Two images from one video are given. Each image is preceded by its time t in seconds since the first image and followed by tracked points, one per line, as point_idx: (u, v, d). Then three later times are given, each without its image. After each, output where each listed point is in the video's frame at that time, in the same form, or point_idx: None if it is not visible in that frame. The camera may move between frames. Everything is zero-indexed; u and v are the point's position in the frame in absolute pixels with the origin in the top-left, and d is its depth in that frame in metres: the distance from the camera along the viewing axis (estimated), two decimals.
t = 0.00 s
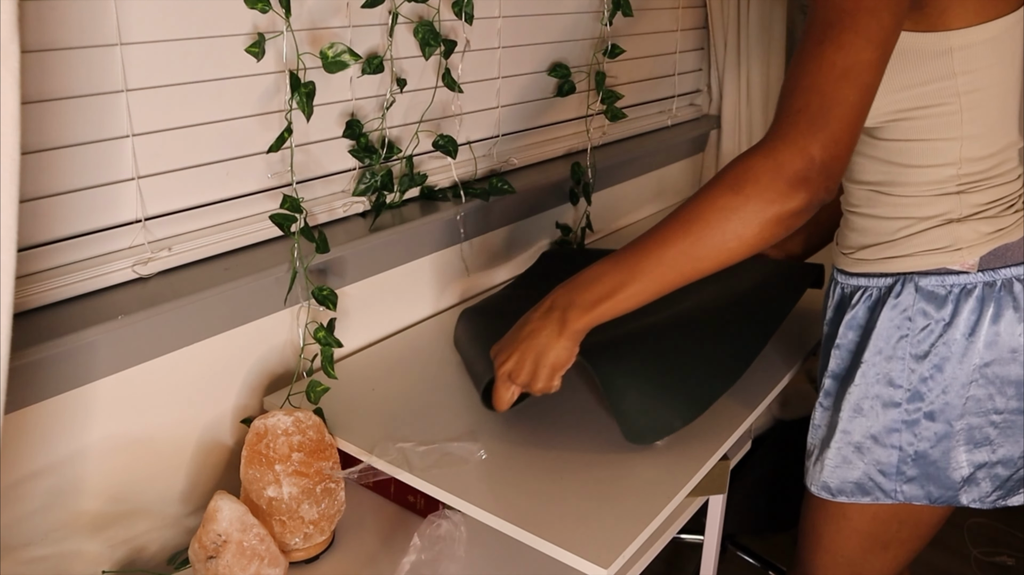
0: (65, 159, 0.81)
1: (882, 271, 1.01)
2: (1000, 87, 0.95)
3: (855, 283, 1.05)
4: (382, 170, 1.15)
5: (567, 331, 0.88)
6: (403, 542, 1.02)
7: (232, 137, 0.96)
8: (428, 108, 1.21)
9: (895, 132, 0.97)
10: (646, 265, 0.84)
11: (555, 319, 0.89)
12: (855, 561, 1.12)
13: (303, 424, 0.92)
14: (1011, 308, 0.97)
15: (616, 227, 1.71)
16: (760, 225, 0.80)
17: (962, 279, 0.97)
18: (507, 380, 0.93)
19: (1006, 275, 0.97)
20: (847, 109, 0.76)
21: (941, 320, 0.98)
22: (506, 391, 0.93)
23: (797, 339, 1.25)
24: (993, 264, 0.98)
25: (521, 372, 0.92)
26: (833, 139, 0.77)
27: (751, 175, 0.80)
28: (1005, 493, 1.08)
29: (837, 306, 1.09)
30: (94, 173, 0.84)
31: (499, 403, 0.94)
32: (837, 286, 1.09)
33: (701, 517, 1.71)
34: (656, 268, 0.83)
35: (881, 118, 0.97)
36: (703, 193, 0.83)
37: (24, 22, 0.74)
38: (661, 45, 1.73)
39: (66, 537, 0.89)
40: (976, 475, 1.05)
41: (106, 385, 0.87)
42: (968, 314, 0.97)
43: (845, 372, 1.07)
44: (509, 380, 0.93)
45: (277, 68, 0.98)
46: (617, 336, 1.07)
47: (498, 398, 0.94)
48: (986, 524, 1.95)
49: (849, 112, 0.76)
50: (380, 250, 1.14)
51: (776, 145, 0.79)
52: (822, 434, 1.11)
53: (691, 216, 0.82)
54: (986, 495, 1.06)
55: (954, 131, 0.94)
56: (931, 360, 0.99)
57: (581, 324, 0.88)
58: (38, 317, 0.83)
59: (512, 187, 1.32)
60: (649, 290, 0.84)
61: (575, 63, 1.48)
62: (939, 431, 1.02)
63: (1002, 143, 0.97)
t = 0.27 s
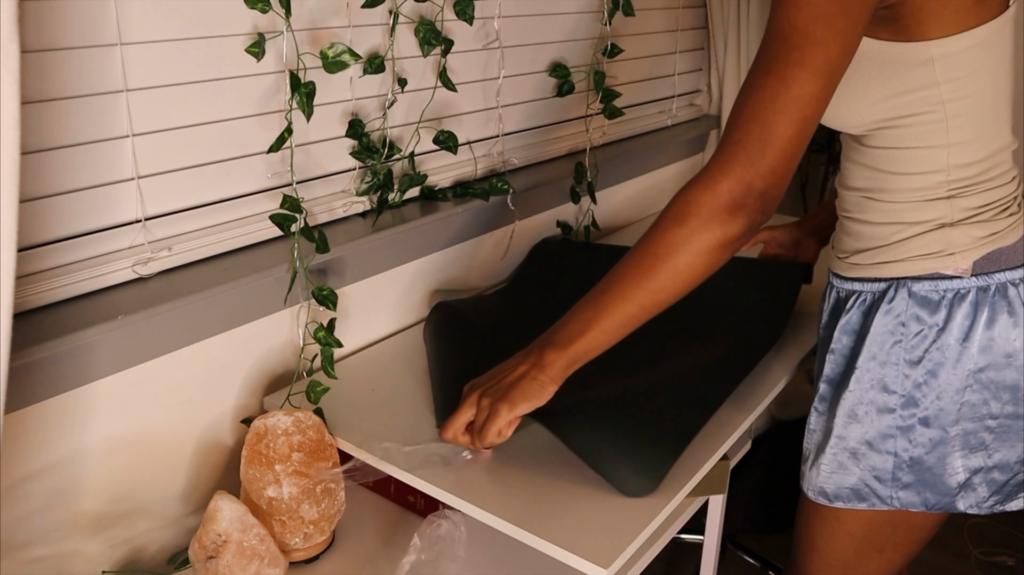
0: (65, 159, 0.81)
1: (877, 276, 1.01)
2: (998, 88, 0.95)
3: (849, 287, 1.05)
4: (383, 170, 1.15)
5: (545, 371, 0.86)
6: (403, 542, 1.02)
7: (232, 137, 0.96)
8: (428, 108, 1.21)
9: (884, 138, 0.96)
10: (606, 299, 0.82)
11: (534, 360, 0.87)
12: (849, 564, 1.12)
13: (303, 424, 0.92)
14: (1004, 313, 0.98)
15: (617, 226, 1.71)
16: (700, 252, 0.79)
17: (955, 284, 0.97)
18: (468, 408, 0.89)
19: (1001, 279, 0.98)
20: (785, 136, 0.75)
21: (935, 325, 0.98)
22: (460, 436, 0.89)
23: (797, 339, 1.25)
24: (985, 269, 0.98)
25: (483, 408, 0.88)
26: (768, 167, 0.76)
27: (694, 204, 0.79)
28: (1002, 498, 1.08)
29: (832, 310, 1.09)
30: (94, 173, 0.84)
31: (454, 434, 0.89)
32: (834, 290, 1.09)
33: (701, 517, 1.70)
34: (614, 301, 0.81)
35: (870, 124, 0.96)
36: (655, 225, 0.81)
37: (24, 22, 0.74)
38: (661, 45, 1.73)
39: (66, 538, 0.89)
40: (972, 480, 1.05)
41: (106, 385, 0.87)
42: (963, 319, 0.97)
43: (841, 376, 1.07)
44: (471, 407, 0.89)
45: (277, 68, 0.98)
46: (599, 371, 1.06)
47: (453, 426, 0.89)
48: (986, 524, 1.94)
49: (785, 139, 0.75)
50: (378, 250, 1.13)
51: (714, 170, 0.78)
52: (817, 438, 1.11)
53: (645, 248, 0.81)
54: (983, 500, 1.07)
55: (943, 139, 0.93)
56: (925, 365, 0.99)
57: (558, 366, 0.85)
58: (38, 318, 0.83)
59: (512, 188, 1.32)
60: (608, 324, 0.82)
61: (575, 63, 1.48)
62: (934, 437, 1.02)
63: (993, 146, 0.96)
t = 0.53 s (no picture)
0: (65, 159, 0.81)
1: (869, 277, 1.02)
2: (997, 88, 0.95)
3: (844, 288, 1.06)
4: (383, 170, 1.15)
5: (592, 357, 0.94)
6: (403, 542, 1.02)
7: (232, 137, 0.96)
8: (428, 108, 1.21)
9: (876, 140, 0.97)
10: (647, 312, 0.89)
11: (583, 347, 0.96)
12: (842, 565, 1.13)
13: (303, 424, 0.92)
14: (994, 316, 0.97)
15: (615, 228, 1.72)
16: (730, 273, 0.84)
17: (944, 286, 0.97)
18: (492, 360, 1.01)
19: (991, 282, 0.97)
20: (804, 160, 0.77)
21: (924, 327, 0.98)
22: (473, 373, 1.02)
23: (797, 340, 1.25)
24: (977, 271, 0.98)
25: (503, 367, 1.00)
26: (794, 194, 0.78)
27: (723, 231, 0.82)
28: (995, 503, 1.07)
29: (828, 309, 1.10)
30: (94, 173, 0.84)
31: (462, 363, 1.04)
32: (830, 288, 1.10)
33: (701, 517, 1.70)
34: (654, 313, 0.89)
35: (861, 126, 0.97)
36: (690, 248, 0.86)
37: (24, 22, 0.74)
38: (661, 45, 1.73)
39: (66, 538, 0.89)
40: (964, 485, 1.04)
41: (106, 385, 0.87)
42: (951, 321, 0.97)
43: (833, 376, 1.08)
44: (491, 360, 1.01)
45: (277, 68, 0.98)
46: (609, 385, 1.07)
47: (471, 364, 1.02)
48: (986, 524, 1.94)
49: (807, 161, 0.77)
50: (379, 250, 1.13)
51: (739, 198, 0.81)
52: (810, 439, 1.11)
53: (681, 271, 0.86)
54: (976, 505, 1.06)
55: (932, 140, 0.93)
56: (914, 367, 0.99)
57: (603, 354, 0.93)
58: (39, 317, 0.83)
59: (513, 188, 1.32)
60: (646, 329, 0.90)
61: (575, 63, 1.48)
62: (922, 440, 1.02)
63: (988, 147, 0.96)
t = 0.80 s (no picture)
0: (65, 159, 0.81)
1: (849, 272, 1.04)
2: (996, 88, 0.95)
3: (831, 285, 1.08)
4: (383, 170, 1.15)
5: (462, 374, 0.94)
6: (403, 542, 1.02)
7: (231, 136, 0.96)
8: (428, 108, 1.21)
9: (832, 144, 1.00)
10: (521, 308, 0.88)
11: (453, 362, 0.95)
12: (835, 559, 1.14)
13: (303, 424, 0.92)
14: (974, 301, 0.98)
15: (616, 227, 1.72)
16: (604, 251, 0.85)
17: (924, 275, 0.99)
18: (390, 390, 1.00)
19: (969, 268, 0.99)
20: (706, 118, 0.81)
21: (905, 315, 1.00)
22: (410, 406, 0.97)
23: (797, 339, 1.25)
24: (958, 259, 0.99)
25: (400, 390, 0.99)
26: (678, 156, 0.82)
27: (590, 208, 0.85)
28: (993, 490, 1.07)
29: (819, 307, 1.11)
30: (94, 173, 0.84)
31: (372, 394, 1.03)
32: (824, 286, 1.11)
33: (702, 517, 1.70)
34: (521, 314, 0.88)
35: (815, 133, 1.01)
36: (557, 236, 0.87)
37: (24, 22, 0.74)
38: (661, 45, 1.73)
39: (66, 538, 0.89)
40: (958, 472, 1.05)
41: (106, 385, 0.87)
42: (931, 308, 0.99)
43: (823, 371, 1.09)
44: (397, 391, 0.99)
45: (277, 68, 0.98)
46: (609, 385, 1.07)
47: (383, 400, 1.01)
48: (986, 524, 1.94)
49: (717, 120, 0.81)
50: (380, 249, 1.13)
51: (614, 172, 0.84)
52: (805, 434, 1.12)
53: (550, 256, 0.86)
54: (973, 493, 1.06)
55: (882, 135, 0.96)
56: (898, 355, 1.00)
57: (475, 368, 0.93)
58: (39, 317, 0.83)
59: (511, 191, 1.32)
60: (523, 329, 0.89)
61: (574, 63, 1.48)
62: (910, 427, 1.03)
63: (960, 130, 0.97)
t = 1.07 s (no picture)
0: (65, 159, 0.81)
1: (860, 271, 1.04)
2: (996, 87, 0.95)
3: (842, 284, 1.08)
4: (383, 170, 1.15)
5: (459, 366, 0.93)
6: (403, 542, 1.02)
7: (232, 137, 0.96)
8: (428, 108, 1.21)
9: (842, 143, 1.00)
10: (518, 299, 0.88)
11: (449, 356, 0.95)
12: (841, 554, 1.14)
13: (303, 424, 0.92)
14: (985, 299, 0.99)
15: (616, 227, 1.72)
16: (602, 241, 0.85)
17: (935, 273, 0.99)
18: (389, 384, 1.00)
19: (981, 266, 0.99)
20: (704, 111, 0.82)
21: (917, 314, 1.00)
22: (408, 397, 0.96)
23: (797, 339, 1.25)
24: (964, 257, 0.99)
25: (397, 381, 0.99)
26: (676, 148, 0.83)
27: (587, 198, 0.86)
28: (1004, 489, 1.07)
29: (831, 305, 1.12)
30: (94, 173, 0.84)
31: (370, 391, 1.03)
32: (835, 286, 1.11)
33: (701, 517, 1.70)
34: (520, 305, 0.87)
35: (824, 133, 1.01)
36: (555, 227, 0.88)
37: (24, 22, 0.74)
38: (661, 45, 1.73)
39: (66, 537, 0.89)
40: (970, 471, 1.05)
41: (106, 385, 0.87)
42: (943, 306, 0.99)
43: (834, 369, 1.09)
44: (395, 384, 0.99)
45: (277, 68, 0.98)
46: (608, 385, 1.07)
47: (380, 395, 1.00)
48: (986, 525, 1.94)
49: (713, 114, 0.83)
50: (380, 250, 1.13)
51: (613, 163, 0.85)
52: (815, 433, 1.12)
53: (549, 247, 0.87)
54: (985, 492, 1.06)
55: (892, 133, 0.96)
56: (910, 353, 1.01)
57: (473, 360, 0.92)
58: (39, 317, 0.83)
59: (511, 190, 1.32)
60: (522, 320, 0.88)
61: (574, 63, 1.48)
62: (922, 425, 1.03)
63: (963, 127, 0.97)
